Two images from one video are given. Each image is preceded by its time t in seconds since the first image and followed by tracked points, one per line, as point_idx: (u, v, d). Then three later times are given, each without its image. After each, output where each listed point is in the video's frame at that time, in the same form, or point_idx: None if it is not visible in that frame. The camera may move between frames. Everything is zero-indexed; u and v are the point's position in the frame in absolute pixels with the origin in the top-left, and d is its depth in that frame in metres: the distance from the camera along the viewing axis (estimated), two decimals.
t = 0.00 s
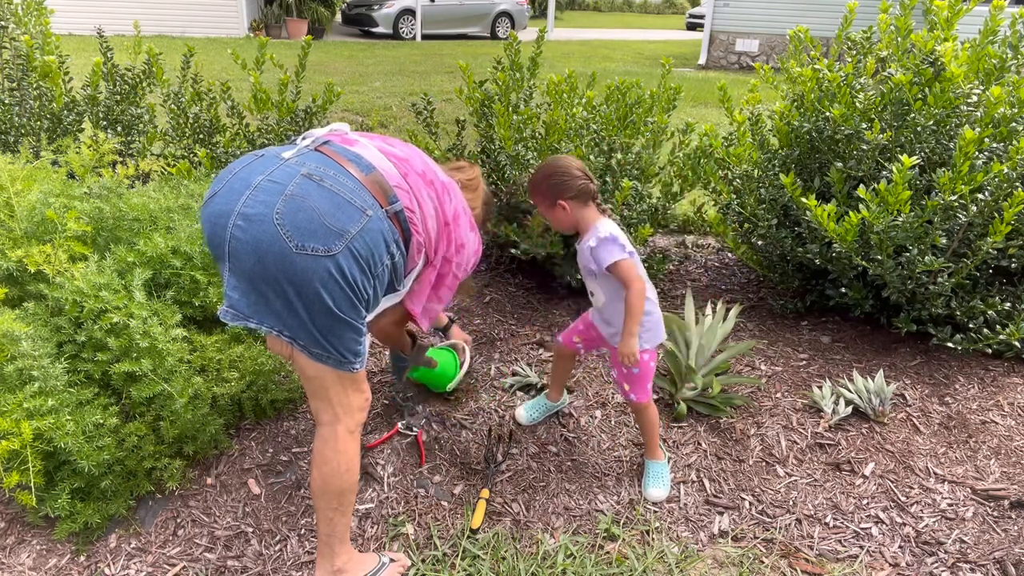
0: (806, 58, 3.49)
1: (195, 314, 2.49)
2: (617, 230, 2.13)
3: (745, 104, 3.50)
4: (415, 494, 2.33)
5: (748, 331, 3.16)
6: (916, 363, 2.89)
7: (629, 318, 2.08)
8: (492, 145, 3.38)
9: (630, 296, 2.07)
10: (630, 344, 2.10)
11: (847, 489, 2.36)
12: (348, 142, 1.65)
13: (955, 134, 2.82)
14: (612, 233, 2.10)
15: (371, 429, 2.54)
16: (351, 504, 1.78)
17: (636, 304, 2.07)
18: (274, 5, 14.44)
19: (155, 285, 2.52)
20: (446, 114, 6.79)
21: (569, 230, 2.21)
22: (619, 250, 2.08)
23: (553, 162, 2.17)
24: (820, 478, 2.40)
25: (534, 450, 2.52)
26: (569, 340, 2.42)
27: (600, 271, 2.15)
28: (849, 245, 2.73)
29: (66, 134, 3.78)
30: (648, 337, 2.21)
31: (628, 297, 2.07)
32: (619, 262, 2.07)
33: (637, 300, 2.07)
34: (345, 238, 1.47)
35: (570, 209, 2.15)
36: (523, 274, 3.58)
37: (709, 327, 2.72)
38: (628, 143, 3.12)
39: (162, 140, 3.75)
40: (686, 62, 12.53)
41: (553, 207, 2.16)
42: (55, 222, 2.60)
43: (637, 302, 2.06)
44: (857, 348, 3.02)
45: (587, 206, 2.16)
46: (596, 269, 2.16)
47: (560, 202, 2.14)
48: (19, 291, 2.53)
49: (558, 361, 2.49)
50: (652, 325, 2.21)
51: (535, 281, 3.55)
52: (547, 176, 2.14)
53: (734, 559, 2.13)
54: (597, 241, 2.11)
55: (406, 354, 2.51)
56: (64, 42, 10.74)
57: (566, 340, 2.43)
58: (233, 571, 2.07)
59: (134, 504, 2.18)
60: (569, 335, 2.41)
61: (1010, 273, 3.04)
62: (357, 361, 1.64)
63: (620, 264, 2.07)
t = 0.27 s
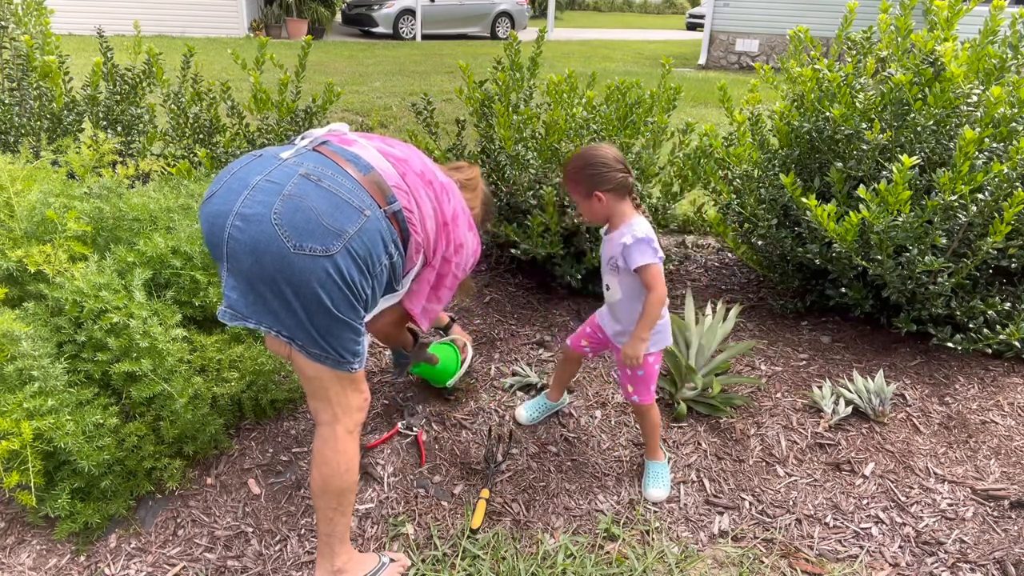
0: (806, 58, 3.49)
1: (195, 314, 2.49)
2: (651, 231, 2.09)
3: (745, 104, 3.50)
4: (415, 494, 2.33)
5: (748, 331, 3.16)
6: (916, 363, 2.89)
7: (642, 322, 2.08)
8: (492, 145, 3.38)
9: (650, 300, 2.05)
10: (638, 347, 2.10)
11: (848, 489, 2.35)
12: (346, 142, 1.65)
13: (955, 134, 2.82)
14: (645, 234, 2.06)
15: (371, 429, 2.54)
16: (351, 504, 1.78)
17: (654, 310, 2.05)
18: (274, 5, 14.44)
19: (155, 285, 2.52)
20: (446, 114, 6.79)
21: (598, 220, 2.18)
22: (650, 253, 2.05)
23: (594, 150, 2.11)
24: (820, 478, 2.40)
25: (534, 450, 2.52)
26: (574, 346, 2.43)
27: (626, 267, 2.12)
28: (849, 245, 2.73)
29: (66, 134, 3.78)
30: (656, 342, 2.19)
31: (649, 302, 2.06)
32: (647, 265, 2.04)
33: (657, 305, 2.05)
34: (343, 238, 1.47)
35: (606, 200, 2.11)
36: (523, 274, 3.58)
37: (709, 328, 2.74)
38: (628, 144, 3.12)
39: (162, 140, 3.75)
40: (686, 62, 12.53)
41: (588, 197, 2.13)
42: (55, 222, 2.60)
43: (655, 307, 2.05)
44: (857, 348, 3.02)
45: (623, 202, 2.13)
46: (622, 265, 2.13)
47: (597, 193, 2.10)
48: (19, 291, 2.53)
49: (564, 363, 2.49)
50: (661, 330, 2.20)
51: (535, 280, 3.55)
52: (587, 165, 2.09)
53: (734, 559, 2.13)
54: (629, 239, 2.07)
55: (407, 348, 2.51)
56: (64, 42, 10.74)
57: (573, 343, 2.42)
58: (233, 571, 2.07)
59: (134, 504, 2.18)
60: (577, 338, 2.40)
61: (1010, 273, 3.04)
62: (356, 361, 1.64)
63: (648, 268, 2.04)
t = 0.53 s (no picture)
0: (806, 58, 3.49)
1: (195, 314, 2.49)
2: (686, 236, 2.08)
3: (745, 104, 3.50)
4: (415, 494, 2.33)
5: (748, 331, 3.16)
6: (916, 363, 2.89)
7: (656, 319, 2.01)
8: (492, 145, 3.38)
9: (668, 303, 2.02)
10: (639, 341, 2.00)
11: (848, 489, 2.36)
12: (343, 142, 1.65)
13: (955, 134, 2.82)
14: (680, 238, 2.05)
15: (371, 429, 2.54)
16: (350, 504, 1.78)
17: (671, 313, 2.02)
18: (274, 5, 14.44)
19: (155, 285, 2.52)
20: (446, 114, 6.79)
21: (629, 215, 2.14)
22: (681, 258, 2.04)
23: (643, 146, 2.08)
24: (820, 478, 2.40)
25: (534, 450, 2.52)
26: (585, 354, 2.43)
27: (653, 266, 2.09)
28: (849, 245, 2.73)
29: (66, 134, 3.78)
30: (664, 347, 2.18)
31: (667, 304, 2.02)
32: (676, 268, 2.02)
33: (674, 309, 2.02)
34: (340, 238, 1.47)
35: (647, 196, 2.08)
36: (523, 274, 3.58)
37: (709, 328, 2.74)
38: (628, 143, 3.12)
39: (162, 140, 3.75)
40: (686, 62, 12.53)
41: (628, 190, 2.08)
42: (55, 222, 2.60)
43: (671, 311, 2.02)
44: (857, 348, 3.02)
45: (659, 204, 2.11)
46: (650, 263, 2.10)
47: (641, 188, 2.05)
48: (19, 291, 2.53)
49: (574, 370, 2.49)
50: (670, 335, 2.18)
51: (535, 280, 3.55)
52: (635, 160, 2.04)
53: (734, 559, 2.13)
54: (665, 238, 2.04)
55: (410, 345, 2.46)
56: (64, 42, 10.74)
57: (585, 351, 2.42)
58: (233, 571, 2.07)
59: (134, 504, 2.18)
60: (589, 346, 2.40)
61: (1010, 273, 3.04)
62: (354, 361, 1.64)
63: (676, 271, 2.02)
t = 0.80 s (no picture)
0: (806, 58, 3.49)
1: (195, 314, 2.49)
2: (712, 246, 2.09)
3: (745, 104, 3.50)
4: (415, 494, 2.33)
5: (748, 331, 3.16)
6: (916, 363, 2.89)
7: (671, 325, 2.00)
8: (492, 145, 3.38)
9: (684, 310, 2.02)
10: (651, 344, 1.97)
11: (848, 489, 2.36)
12: (340, 142, 1.65)
13: (955, 134, 2.82)
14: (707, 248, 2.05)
15: (371, 429, 2.54)
16: (350, 504, 1.78)
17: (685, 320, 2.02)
18: (275, 5, 14.44)
19: (155, 285, 2.52)
20: (446, 114, 6.79)
21: (656, 217, 2.12)
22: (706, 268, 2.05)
23: (680, 151, 2.07)
24: (820, 478, 2.40)
25: (534, 450, 2.52)
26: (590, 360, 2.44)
27: (675, 270, 2.08)
28: (849, 245, 2.73)
29: (66, 134, 3.78)
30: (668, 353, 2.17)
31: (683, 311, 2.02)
32: (698, 277, 2.03)
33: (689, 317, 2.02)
34: (337, 238, 1.47)
35: (678, 202, 2.07)
36: (523, 274, 3.58)
37: (709, 328, 2.75)
38: (628, 143, 3.12)
39: (162, 140, 3.75)
40: (686, 62, 12.53)
41: (660, 194, 2.06)
42: (55, 222, 2.60)
43: (686, 318, 2.01)
44: (857, 348, 3.02)
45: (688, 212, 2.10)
46: (671, 266, 2.10)
47: (673, 193, 2.04)
48: (19, 291, 2.53)
49: (579, 372, 2.49)
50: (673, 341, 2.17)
51: (535, 280, 3.55)
52: (672, 165, 2.03)
53: (734, 558, 2.13)
54: (692, 245, 2.04)
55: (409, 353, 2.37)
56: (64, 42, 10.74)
57: (590, 353, 2.43)
58: (233, 571, 2.07)
59: (134, 504, 2.18)
60: (594, 349, 2.41)
61: (1010, 273, 3.04)
62: (352, 361, 1.63)
63: (698, 279, 2.03)
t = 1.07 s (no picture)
0: (806, 58, 3.49)
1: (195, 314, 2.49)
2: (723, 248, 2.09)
3: (745, 104, 3.50)
4: (415, 494, 2.33)
5: (748, 331, 3.16)
6: (916, 363, 2.89)
7: (682, 328, 2.00)
8: (492, 145, 3.37)
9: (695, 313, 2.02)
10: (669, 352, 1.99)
11: (848, 489, 2.36)
12: (336, 142, 1.65)
13: (955, 134, 2.82)
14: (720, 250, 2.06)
15: (371, 429, 2.54)
16: (348, 504, 1.78)
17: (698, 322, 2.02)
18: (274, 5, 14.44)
19: (155, 285, 2.52)
20: (446, 114, 6.79)
21: (669, 218, 2.12)
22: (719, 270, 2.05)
23: (693, 151, 2.07)
24: (820, 478, 2.40)
25: (534, 450, 2.52)
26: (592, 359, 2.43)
27: (687, 272, 2.08)
28: (850, 245, 2.73)
29: (66, 134, 3.78)
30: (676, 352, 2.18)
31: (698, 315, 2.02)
32: (711, 279, 2.03)
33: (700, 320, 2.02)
34: (334, 238, 1.47)
35: (691, 202, 2.07)
36: (523, 273, 3.58)
37: (709, 328, 2.76)
38: (628, 143, 3.12)
39: (162, 140, 3.75)
40: (686, 62, 12.53)
41: (674, 195, 2.07)
42: (55, 222, 2.60)
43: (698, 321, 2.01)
44: (857, 348, 3.02)
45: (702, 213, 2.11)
46: (683, 268, 2.10)
47: (687, 194, 2.05)
48: (19, 291, 2.53)
49: (582, 371, 2.49)
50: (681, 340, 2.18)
51: (535, 280, 3.55)
52: (686, 166, 2.04)
53: (734, 558, 2.13)
54: (705, 248, 2.04)
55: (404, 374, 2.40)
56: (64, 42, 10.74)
57: (593, 353, 2.43)
58: (233, 571, 2.07)
59: (134, 504, 2.18)
60: (597, 348, 2.41)
61: (1010, 273, 3.04)
62: (350, 361, 1.63)
63: (710, 282, 2.03)
